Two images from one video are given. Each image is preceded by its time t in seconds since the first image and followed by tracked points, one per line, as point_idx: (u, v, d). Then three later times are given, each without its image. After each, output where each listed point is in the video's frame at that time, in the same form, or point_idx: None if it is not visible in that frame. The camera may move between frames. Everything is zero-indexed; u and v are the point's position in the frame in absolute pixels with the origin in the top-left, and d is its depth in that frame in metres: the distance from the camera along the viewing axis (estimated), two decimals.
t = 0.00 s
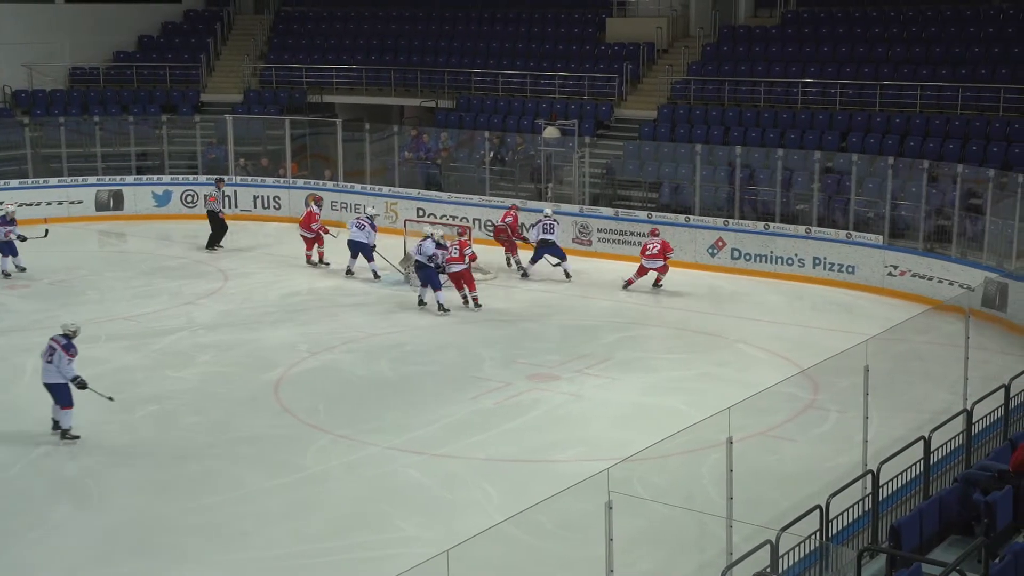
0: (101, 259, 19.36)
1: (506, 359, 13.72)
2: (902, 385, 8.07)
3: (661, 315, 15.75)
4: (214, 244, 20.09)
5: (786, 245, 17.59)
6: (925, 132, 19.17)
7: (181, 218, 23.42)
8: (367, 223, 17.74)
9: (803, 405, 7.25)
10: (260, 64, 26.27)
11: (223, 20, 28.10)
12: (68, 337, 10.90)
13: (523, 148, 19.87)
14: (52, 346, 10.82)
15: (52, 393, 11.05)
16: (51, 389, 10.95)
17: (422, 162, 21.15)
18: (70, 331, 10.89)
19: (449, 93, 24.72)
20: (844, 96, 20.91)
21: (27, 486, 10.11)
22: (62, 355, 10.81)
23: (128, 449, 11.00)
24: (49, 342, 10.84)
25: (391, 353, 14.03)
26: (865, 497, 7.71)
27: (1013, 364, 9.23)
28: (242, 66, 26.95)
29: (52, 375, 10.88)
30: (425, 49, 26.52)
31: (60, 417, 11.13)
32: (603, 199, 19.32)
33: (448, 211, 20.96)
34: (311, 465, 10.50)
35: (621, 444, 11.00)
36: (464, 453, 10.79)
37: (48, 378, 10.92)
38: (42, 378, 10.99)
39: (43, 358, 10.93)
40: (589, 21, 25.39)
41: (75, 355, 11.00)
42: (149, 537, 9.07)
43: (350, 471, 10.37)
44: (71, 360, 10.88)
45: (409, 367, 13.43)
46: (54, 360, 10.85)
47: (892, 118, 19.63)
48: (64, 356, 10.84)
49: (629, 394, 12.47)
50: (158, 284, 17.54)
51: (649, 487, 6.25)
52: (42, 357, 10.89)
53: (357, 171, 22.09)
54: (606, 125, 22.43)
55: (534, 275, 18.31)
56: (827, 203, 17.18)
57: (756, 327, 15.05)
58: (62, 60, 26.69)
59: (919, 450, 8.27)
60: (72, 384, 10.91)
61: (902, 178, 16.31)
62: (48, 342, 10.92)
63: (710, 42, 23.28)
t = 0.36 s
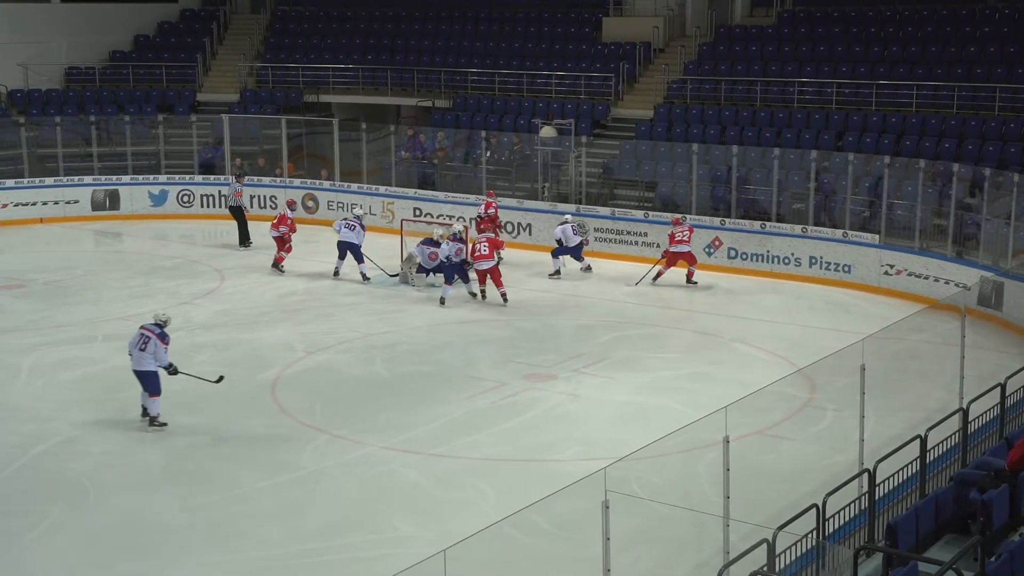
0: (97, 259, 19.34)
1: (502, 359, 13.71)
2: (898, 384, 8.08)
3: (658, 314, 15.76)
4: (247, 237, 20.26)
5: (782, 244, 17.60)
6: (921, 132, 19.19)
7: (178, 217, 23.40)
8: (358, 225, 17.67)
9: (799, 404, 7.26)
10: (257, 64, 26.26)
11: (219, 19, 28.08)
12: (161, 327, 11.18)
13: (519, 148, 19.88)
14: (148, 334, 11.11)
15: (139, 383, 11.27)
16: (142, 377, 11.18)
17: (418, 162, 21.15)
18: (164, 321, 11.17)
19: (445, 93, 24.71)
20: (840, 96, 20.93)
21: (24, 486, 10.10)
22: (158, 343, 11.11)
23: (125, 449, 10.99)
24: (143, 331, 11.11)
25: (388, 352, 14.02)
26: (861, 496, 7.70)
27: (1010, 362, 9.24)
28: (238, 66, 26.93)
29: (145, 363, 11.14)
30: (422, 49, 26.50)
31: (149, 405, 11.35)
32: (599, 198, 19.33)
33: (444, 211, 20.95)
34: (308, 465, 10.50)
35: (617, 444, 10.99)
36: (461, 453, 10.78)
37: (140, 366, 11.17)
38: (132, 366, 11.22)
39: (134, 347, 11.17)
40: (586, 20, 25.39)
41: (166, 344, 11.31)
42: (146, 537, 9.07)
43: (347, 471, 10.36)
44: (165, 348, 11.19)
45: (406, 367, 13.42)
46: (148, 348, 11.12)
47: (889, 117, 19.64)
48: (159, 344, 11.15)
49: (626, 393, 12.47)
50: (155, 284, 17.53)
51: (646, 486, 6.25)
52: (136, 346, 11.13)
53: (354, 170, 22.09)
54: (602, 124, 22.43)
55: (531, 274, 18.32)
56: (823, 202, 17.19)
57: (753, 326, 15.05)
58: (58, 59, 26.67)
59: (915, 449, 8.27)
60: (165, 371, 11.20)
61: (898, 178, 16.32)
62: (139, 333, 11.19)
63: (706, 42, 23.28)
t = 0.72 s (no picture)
0: (84, 259, 19.28)
1: (492, 359, 13.71)
2: (886, 382, 8.09)
3: (646, 313, 15.78)
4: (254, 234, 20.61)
5: (770, 243, 17.64)
6: (908, 131, 19.26)
7: (166, 218, 23.34)
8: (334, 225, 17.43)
9: (789, 402, 7.27)
10: (245, 63, 26.21)
11: (207, 18, 27.99)
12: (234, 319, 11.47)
13: (508, 147, 19.88)
14: (222, 327, 11.40)
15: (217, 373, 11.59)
16: (218, 368, 11.50)
17: (407, 162, 21.15)
18: (237, 313, 11.44)
19: (434, 92, 24.69)
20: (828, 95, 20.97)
21: (11, 487, 10.07)
22: (232, 334, 11.41)
23: (113, 449, 10.96)
24: (219, 324, 11.41)
25: (377, 352, 14.01)
26: (850, 494, 7.74)
27: (997, 361, 9.28)
28: (226, 66, 26.88)
29: (221, 354, 11.45)
30: (410, 49, 26.47)
31: (227, 395, 11.66)
32: (588, 197, 19.35)
33: (433, 210, 20.95)
34: (297, 466, 10.48)
35: (606, 443, 10.99)
36: (451, 452, 10.78)
37: (217, 357, 11.49)
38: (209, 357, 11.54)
39: (212, 339, 11.48)
40: (574, 19, 25.39)
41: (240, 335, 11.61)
42: (135, 537, 9.06)
43: (336, 471, 10.35)
44: (239, 340, 11.47)
45: (395, 367, 13.41)
46: (223, 340, 11.43)
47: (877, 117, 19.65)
48: (233, 336, 11.44)
49: (615, 392, 12.48)
50: (143, 284, 17.48)
51: (636, 485, 6.26)
52: (212, 338, 11.44)
53: (343, 170, 22.07)
54: (591, 123, 22.43)
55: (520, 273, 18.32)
56: (811, 201, 17.22)
57: (741, 325, 15.09)
58: (45, 59, 26.58)
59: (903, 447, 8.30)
60: (239, 361, 11.50)
61: (886, 177, 16.36)
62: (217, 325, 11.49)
63: (694, 41, 23.31)
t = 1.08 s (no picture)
0: (68, 259, 19.20)
1: (476, 358, 13.70)
2: (871, 380, 8.11)
3: (631, 312, 15.80)
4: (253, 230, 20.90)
5: (754, 242, 17.67)
6: (892, 130, 19.34)
7: (149, 217, 23.24)
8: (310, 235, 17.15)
9: (773, 400, 7.27)
10: (229, 63, 26.16)
11: (191, 18, 27.91)
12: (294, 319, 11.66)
13: (493, 147, 19.89)
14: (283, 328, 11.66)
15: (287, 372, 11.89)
16: (284, 366, 11.79)
17: (392, 162, 21.14)
18: (298, 314, 11.63)
19: (420, 92, 24.65)
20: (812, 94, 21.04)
21: None
22: (290, 335, 11.62)
23: (96, 450, 10.91)
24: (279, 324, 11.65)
25: (362, 352, 13.99)
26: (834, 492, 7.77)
27: (980, 358, 9.32)
28: (210, 65, 26.81)
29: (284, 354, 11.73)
30: (395, 48, 26.42)
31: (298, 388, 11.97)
32: (573, 196, 19.37)
33: (418, 210, 20.94)
34: (283, 466, 10.45)
35: (591, 442, 11.00)
36: (436, 452, 10.77)
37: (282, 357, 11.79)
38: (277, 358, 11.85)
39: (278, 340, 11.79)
40: (559, 19, 25.41)
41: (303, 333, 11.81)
42: (118, 539, 9.01)
43: (321, 472, 10.32)
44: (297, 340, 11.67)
45: (380, 367, 13.39)
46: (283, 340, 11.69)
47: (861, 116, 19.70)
48: (291, 337, 11.64)
49: (600, 392, 12.49)
50: (126, 284, 17.41)
51: (621, 484, 6.26)
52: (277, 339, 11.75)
53: (328, 170, 22.04)
54: (576, 123, 22.45)
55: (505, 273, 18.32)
56: (795, 200, 17.26)
57: (726, 324, 15.12)
58: (27, 58, 26.46)
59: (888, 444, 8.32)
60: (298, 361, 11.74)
61: (869, 176, 16.42)
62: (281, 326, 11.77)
63: (679, 41, 23.36)
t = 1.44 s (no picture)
0: (43, 259, 19.07)
1: (455, 357, 13.69)
2: (847, 378, 8.15)
3: (610, 311, 15.83)
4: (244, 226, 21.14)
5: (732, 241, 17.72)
6: (868, 129, 19.45)
7: (125, 217, 23.10)
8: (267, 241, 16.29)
9: (750, 398, 7.29)
10: (205, 62, 26.05)
11: (166, 16, 27.76)
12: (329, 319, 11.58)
13: (471, 146, 19.88)
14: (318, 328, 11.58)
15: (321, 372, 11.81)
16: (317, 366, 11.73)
17: (370, 161, 21.10)
18: (334, 314, 11.53)
19: (397, 91, 24.62)
20: (788, 94, 21.12)
21: None
22: (321, 335, 11.53)
23: (71, 451, 10.85)
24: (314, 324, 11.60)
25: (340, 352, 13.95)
26: (811, 489, 7.84)
27: (955, 356, 9.38)
28: (186, 64, 26.68)
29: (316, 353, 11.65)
30: (372, 47, 26.36)
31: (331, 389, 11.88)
32: (550, 195, 19.38)
33: (395, 209, 20.90)
34: (260, 466, 10.42)
35: (570, 441, 11.02)
36: (415, 451, 10.76)
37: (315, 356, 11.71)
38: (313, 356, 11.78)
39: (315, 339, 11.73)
40: (537, 18, 25.41)
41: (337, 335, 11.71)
42: (94, 541, 8.96)
43: (299, 472, 10.29)
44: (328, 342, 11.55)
45: (358, 367, 13.37)
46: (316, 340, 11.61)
47: (836, 115, 19.74)
48: (322, 337, 11.56)
49: (578, 390, 12.51)
50: (102, 285, 17.32)
51: (599, 483, 6.27)
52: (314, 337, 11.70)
53: (305, 169, 21.99)
54: (553, 122, 22.46)
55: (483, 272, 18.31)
56: (772, 199, 17.32)
57: (703, 322, 15.16)
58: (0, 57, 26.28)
59: (864, 442, 8.38)
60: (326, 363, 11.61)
61: (845, 175, 16.51)
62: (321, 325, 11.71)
63: (656, 40, 23.41)
